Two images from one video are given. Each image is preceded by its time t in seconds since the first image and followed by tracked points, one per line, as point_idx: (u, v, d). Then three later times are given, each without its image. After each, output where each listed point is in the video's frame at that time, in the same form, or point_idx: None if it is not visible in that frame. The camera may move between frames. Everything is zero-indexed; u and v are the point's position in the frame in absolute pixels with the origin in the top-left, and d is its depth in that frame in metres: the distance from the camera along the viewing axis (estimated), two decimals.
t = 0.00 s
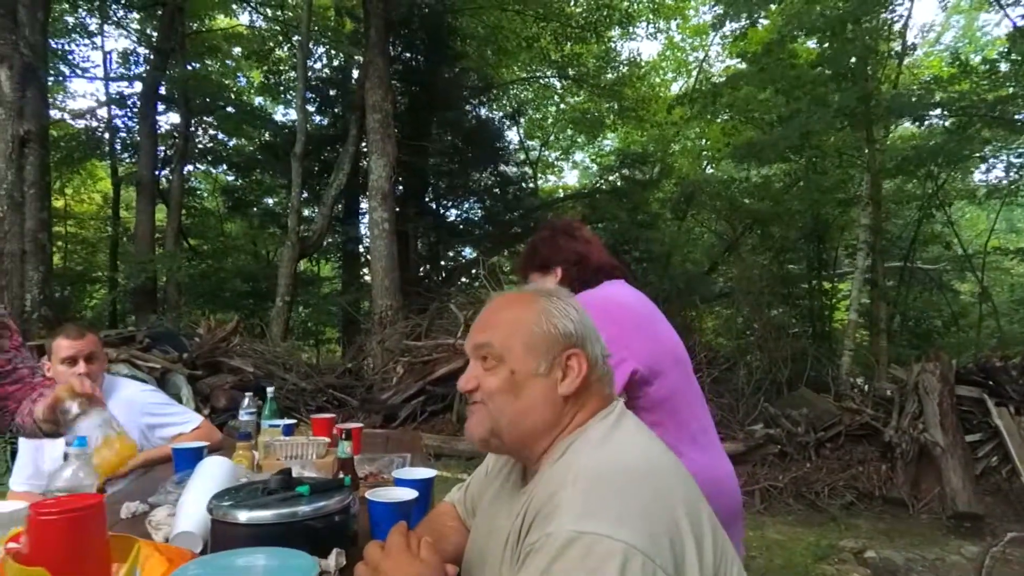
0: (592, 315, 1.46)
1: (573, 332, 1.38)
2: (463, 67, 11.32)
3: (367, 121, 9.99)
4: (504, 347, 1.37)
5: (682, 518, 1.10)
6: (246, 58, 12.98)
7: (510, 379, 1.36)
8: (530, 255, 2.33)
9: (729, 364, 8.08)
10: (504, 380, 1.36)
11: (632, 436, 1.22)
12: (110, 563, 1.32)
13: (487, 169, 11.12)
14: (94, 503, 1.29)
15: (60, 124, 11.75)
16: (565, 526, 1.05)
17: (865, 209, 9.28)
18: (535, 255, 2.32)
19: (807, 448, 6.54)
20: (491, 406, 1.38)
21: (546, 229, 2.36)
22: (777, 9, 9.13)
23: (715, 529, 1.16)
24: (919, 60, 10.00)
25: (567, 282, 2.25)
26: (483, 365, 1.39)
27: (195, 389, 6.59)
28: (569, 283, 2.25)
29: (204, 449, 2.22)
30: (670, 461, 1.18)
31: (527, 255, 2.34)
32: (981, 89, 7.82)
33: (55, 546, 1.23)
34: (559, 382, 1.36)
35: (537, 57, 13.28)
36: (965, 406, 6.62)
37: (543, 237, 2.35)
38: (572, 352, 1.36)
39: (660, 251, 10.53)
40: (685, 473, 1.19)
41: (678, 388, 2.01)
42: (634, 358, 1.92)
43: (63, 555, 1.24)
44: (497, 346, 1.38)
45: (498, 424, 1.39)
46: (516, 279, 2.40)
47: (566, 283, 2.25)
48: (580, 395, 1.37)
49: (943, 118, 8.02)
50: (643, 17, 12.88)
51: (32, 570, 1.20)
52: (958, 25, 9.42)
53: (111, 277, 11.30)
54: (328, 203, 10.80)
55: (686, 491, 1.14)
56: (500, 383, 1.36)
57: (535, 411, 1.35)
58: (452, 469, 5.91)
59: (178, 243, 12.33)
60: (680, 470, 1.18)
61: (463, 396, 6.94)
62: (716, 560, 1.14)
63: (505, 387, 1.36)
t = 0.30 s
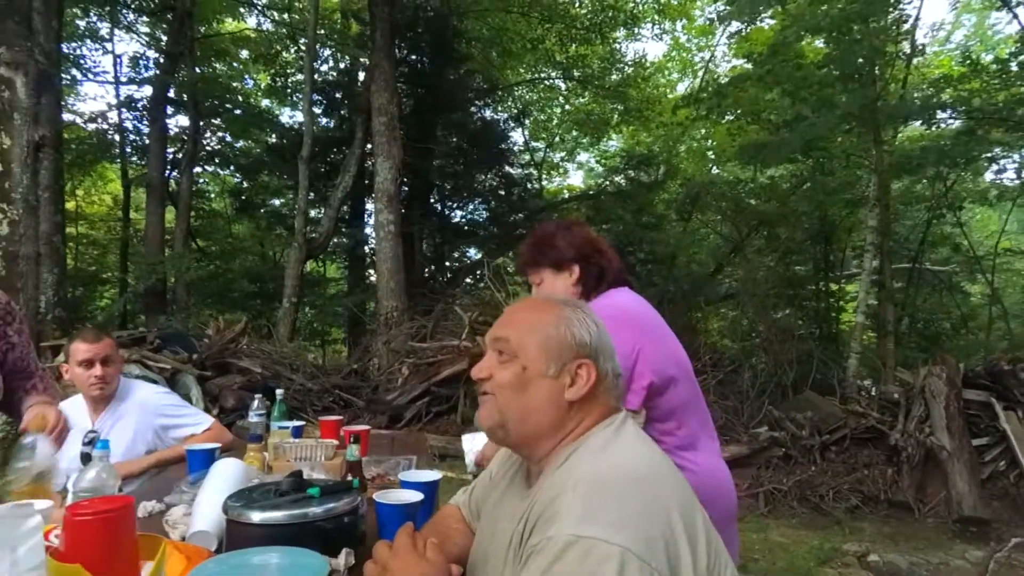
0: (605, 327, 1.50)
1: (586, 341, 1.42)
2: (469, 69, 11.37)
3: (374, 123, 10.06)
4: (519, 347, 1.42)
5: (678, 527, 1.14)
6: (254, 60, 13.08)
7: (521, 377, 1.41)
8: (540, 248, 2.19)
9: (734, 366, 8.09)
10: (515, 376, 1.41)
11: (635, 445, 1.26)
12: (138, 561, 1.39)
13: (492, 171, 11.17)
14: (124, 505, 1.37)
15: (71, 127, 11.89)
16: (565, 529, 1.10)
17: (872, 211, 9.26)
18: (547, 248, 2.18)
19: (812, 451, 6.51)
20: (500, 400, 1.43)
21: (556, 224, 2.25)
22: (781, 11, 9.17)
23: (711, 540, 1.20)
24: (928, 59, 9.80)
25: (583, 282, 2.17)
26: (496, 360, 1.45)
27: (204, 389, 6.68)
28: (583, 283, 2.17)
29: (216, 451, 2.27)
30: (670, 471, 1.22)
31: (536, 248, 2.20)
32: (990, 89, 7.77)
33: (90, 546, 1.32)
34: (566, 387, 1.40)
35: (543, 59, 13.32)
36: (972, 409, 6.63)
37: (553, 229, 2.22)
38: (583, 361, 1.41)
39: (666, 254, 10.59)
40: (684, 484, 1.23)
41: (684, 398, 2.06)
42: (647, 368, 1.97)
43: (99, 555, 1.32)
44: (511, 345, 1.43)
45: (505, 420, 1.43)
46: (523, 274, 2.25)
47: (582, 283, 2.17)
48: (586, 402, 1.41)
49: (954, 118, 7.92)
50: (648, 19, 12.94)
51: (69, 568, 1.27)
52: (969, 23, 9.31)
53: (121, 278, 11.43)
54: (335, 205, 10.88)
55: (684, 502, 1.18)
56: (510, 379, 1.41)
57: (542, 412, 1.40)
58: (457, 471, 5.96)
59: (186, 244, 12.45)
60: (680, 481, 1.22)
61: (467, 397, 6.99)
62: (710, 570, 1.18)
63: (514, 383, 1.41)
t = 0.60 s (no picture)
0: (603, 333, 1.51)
1: (583, 346, 1.43)
2: (476, 70, 11.38)
3: (380, 125, 10.09)
4: (517, 347, 1.44)
5: (662, 531, 1.16)
6: (262, 61, 13.19)
7: (516, 377, 1.42)
8: (543, 248, 2.15)
9: (741, 367, 8.06)
10: (511, 376, 1.43)
11: (624, 451, 1.27)
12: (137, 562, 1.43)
13: (499, 171, 11.20)
14: (125, 506, 1.42)
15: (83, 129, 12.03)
16: (551, 531, 1.12)
17: (881, 211, 9.19)
18: (551, 248, 2.14)
19: (819, 452, 6.49)
20: (495, 399, 1.45)
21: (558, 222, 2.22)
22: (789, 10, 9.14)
23: (696, 545, 1.22)
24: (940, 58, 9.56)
25: (589, 284, 2.16)
26: (494, 359, 1.47)
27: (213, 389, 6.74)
28: (588, 284, 2.16)
29: (220, 451, 2.30)
30: (658, 476, 1.24)
31: (540, 248, 2.16)
32: (1000, 88, 7.69)
33: (93, 546, 1.36)
34: (560, 390, 1.42)
35: (549, 59, 13.34)
36: (981, 411, 6.58)
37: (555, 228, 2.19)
38: (578, 365, 1.42)
39: (673, 254, 10.57)
40: (672, 489, 1.24)
41: (687, 403, 2.07)
42: (660, 374, 1.96)
43: (101, 554, 1.36)
44: (510, 345, 1.45)
45: (499, 418, 1.46)
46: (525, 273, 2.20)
47: (587, 285, 2.16)
48: (579, 406, 1.42)
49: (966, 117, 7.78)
50: (655, 19, 12.93)
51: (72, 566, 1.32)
52: (982, 21, 9.20)
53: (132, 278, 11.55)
54: (343, 206, 10.94)
55: (669, 507, 1.20)
56: (506, 379, 1.43)
57: (536, 412, 1.42)
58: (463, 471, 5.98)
59: (196, 244, 12.57)
60: (668, 486, 1.23)
61: (473, 397, 7.01)
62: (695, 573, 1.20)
63: (510, 383, 1.43)
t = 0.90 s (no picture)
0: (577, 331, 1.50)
1: (551, 346, 1.42)
2: (484, 70, 11.40)
3: (388, 125, 10.11)
4: (487, 353, 1.43)
5: (637, 529, 1.17)
6: (272, 63, 13.28)
7: (486, 383, 1.41)
8: (535, 251, 2.14)
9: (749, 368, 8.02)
10: (482, 382, 1.42)
11: (602, 451, 1.29)
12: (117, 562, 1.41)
13: (507, 172, 11.21)
14: (105, 504, 1.42)
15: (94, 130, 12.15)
16: (526, 532, 1.13)
17: (891, 211, 9.10)
18: (543, 250, 2.14)
19: (826, 454, 6.42)
20: (470, 407, 1.45)
21: (545, 222, 2.23)
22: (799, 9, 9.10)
23: (672, 542, 1.24)
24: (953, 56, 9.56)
25: (581, 286, 2.16)
26: (466, 367, 1.46)
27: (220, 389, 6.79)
28: (579, 286, 2.16)
29: (218, 450, 2.33)
30: (635, 476, 1.25)
31: (532, 250, 2.14)
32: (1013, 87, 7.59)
33: (74, 543, 1.34)
34: (531, 392, 1.40)
35: (557, 59, 13.33)
36: (991, 414, 6.50)
37: (545, 230, 2.18)
38: (547, 365, 1.40)
39: (682, 255, 10.55)
40: (648, 488, 1.26)
41: (678, 406, 2.08)
42: (654, 377, 1.97)
43: (79, 552, 1.35)
44: (479, 352, 1.44)
45: (474, 426, 1.45)
46: (516, 276, 2.19)
47: (579, 287, 2.16)
48: (552, 407, 1.40)
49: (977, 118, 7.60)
50: (663, 18, 12.89)
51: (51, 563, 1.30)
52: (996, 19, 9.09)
53: (142, 279, 11.66)
54: (350, 206, 10.99)
55: (645, 506, 1.21)
56: (477, 387, 1.42)
57: (508, 417, 1.40)
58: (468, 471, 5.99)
59: (205, 245, 12.66)
60: (645, 485, 1.25)
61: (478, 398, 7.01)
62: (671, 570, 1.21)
63: (481, 391, 1.42)
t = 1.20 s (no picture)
0: (556, 333, 1.49)
1: (525, 349, 1.41)
2: (492, 71, 11.40)
3: (396, 126, 10.15)
4: (465, 360, 1.44)
5: (621, 532, 1.18)
6: (282, 64, 13.36)
7: (465, 389, 1.42)
8: (529, 256, 2.15)
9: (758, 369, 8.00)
10: (461, 389, 1.43)
11: (588, 454, 1.30)
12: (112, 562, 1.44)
13: (515, 173, 11.22)
14: (99, 505, 1.45)
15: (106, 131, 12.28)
16: (508, 536, 1.14)
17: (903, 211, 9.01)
18: (537, 255, 2.15)
19: (834, 456, 6.41)
20: (453, 414, 1.46)
21: (540, 227, 2.24)
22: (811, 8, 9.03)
23: (656, 545, 1.24)
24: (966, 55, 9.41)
25: (576, 290, 2.18)
26: (449, 375, 1.48)
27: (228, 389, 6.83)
28: (574, 290, 2.17)
29: (221, 451, 2.36)
30: (620, 479, 1.26)
31: (526, 255, 2.16)
32: None
33: (70, 544, 1.36)
34: (507, 396, 1.40)
35: (566, 59, 13.31)
36: (1001, 416, 6.47)
37: (539, 234, 2.19)
38: (521, 368, 1.40)
39: (690, 256, 10.56)
40: (634, 491, 1.27)
41: (673, 408, 2.07)
42: (647, 379, 1.96)
43: (77, 554, 1.37)
44: (458, 360, 1.45)
45: (459, 433, 1.46)
46: (512, 280, 2.20)
47: (574, 291, 2.17)
48: (530, 410, 1.40)
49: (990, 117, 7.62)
50: (672, 18, 12.87)
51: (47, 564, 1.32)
52: (1010, 16, 8.98)
53: (153, 279, 11.76)
54: (359, 207, 11.04)
55: (630, 509, 1.22)
56: (458, 393, 1.44)
57: (488, 422, 1.41)
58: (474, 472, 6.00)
59: (216, 245, 12.76)
60: (631, 490, 1.26)
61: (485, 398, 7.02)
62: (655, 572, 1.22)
63: (461, 397, 1.43)
